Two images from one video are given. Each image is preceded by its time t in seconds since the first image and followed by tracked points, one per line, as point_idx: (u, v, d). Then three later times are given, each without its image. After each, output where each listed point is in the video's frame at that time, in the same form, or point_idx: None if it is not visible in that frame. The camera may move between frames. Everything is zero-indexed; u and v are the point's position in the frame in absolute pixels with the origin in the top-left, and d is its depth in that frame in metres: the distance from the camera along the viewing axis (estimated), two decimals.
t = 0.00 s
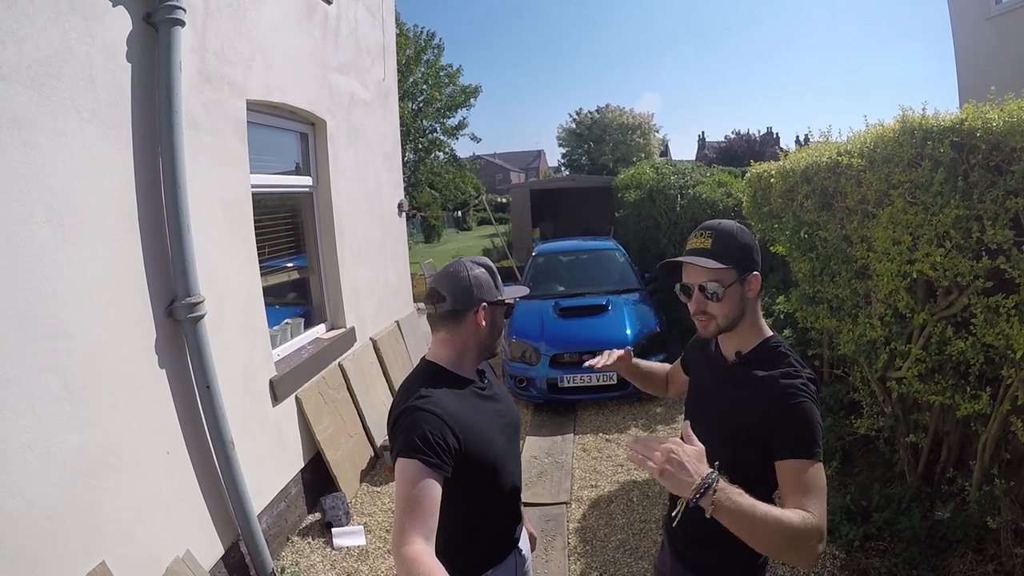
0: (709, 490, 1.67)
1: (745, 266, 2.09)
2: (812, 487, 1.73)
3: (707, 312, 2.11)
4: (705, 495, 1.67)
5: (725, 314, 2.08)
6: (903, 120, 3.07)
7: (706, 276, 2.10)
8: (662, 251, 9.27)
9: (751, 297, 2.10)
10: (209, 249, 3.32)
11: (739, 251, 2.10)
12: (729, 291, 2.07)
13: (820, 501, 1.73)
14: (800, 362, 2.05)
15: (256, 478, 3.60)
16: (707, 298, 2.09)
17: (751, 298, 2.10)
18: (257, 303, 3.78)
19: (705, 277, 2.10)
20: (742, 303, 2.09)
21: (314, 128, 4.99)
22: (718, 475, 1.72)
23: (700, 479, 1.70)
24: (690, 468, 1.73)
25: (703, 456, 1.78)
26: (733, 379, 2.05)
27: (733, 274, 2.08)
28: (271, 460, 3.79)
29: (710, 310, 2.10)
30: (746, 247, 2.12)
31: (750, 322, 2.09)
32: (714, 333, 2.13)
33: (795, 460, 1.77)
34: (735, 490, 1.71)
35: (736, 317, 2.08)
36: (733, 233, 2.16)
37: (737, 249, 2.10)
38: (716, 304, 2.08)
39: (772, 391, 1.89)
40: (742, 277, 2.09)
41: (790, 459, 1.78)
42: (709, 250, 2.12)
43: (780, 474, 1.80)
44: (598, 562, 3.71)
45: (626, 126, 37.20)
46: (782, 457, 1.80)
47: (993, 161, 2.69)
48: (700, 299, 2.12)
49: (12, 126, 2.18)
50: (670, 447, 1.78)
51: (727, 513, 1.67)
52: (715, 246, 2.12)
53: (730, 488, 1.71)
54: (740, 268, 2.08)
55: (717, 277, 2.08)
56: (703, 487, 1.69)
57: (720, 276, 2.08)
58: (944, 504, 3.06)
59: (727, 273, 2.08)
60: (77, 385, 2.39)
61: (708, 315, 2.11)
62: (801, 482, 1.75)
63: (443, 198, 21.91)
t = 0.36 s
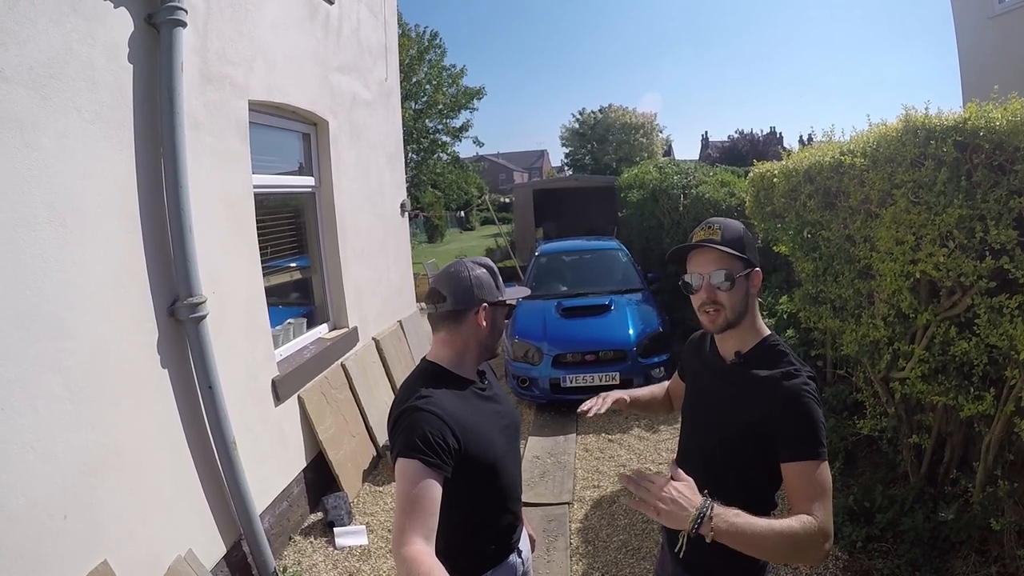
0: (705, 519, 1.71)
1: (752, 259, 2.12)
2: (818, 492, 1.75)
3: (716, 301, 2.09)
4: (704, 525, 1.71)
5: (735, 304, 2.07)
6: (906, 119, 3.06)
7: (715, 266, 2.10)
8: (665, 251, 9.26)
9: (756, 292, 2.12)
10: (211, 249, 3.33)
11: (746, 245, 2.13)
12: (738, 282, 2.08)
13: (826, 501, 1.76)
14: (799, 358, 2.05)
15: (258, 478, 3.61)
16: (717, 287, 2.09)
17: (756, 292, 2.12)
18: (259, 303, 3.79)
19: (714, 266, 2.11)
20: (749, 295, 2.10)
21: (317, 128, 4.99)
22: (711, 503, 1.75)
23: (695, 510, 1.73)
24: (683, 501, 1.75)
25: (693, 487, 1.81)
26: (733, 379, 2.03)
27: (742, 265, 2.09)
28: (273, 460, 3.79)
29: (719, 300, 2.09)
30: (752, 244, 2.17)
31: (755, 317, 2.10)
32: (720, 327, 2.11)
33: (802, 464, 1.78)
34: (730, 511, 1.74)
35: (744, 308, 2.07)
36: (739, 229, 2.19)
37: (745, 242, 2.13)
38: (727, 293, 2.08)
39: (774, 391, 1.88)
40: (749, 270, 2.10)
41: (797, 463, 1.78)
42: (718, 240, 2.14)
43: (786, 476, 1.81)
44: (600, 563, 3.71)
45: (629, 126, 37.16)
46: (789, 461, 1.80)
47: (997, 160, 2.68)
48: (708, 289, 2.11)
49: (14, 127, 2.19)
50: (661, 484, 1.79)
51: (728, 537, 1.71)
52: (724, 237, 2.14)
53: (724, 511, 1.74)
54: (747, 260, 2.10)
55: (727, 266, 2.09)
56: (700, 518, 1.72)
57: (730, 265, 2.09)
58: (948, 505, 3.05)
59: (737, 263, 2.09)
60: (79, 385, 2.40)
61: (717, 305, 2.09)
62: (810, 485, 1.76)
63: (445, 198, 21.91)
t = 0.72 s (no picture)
0: (711, 533, 1.72)
1: (755, 257, 2.10)
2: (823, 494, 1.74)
3: (718, 300, 2.08)
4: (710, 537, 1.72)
5: (736, 303, 2.05)
6: (910, 115, 3.04)
7: (717, 265, 2.09)
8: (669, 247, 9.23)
9: (758, 290, 2.10)
10: (213, 249, 3.33)
11: (747, 243, 2.11)
12: (739, 281, 2.06)
13: (831, 503, 1.76)
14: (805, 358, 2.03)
15: (261, 477, 3.62)
16: (719, 286, 2.07)
17: (759, 291, 2.10)
18: (261, 303, 3.80)
19: (716, 265, 2.09)
20: (751, 294, 2.08)
21: (319, 127, 5.00)
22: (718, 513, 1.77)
23: (700, 525, 1.73)
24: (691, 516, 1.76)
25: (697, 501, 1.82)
26: (738, 379, 2.01)
27: (744, 263, 2.08)
28: (276, 460, 3.80)
29: (720, 299, 2.08)
30: (756, 242, 2.15)
31: (758, 315, 2.09)
32: (721, 326, 2.10)
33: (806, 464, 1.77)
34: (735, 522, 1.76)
35: (746, 308, 2.06)
36: (741, 227, 2.17)
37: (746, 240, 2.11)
38: (728, 293, 2.06)
39: (781, 391, 1.86)
40: (750, 268, 2.08)
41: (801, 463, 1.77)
42: (719, 238, 2.12)
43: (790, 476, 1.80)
44: (604, 561, 3.70)
45: (633, 122, 37.05)
46: (794, 462, 1.79)
47: (1001, 156, 2.65)
48: (710, 288, 2.10)
49: (15, 130, 2.19)
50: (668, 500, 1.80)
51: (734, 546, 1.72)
52: (726, 236, 2.12)
53: (730, 523, 1.75)
54: (749, 259, 2.08)
55: (728, 265, 2.07)
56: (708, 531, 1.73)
57: (731, 264, 2.07)
58: (952, 503, 3.03)
59: (738, 262, 2.07)
60: (81, 387, 2.41)
61: (718, 304, 2.08)
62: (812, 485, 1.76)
63: (449, 196, 21.91)
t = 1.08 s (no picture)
0: None
1: (763, 272, 2.08)
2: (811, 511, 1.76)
3: (719, 314, 2.08)
4: None
5: (737, 318, 2.05)
6: (921, 133, 3.02)
7: (720, 278, 2.09)
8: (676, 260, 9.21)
9: (764, 306, 2.08)
10: (221, 247, 3.35)
11: (756, 257, 2.09)
12: (742, 296, 2.05)
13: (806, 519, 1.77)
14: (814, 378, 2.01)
15: (260, 476, 3.61)
16: (720, 301, 2.08)
17: (765, 307, 2.08)
18: (267, 302, 3.81)
19: (720, 279, 2.09)
20: (755, 309, 2.06)
21: (330, 130, 5.03)
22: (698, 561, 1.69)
23: None
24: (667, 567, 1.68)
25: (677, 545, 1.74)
26: (743, 394, 2.00)
27: (750, 277, 2.06)
28: (276, 459, 3.80)
29: (722, 313, 2.08)
30: (767, 257, 2.12)
31: (763, 332, 2.06)
32: (723, 340, 2.10)
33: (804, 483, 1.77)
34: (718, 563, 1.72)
35: (748, 324, 2.04)
36: (751, 239, 2.16)
37: (755, 254, 2.09)
38: (729, 307, 2.06)
39: (784, 409, 1.85)
40: (757, 283, 2.07)
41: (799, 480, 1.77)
42: (726, 252, 2.12)
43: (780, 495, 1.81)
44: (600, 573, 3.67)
45: (645, 134, 37.08)
46: (789, 481, 1.79)
47: (1012, 175, 2.63)
48: (712, 302, 2.10)
49: (29, 121, 2.22)
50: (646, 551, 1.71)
51: None
52: (733, 248, 2.12)
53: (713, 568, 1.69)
54: (755, 274, 2.06)
55: (732, 279, 2.07)
56: None
57: (735, 278, 2.06)
58: (954, 525, 3.00)
59: (743, 276, 2.06)
60: (84, 378, 2.42)
61: (719, 318, 2.09)
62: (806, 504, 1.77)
63: (459, 202, 21.98)
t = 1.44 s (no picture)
0: None
1: (758, 288, 2.06)
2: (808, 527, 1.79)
3: (708, 325, 2.18)
4: None
5: (723, 332, 2.11)
6: (934, 151, 3.01)
7: (713, 291, 2.17)
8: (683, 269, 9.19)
9: (759, 323, 2.07)
10: (230, 238, 3.37)
11: (753, 273, 2.09)
12: (730, 310, 2.10)
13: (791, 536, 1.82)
14: (815, 396, 2.01)
15: (259, 467, 3.63)
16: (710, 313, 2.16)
17: (760, 324, 2.06)
18: (274, 295, 3.82)
19: (713, 292, 2.16)
20: (748, 325, 2.07)
21: (343, 125, 5.05)
22: None
23: None
24: None
25: None
26: (745, 410, 2.01)
27: (741, 293, 2.08)
28: (276, 451, 3.81)
29: (712, 325, 2.17)
30: (770, 273, 2.09)
31: (755, 349, 2.06)
32: (715, 351, 2.18)
33: (803, 500, 1.79)
34: None
35: (733, 339, 2.08)
36: (758, 253, 2.15)
37: (753, 269, 2.09)
38: (718, 320, 2.14)
39: (784, 427, 1.86)
40: (754, 299, 2.07)
41: (799, 498, 1.79)
42: (725, 266, 2.15)
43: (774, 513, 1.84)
44: None
45: (657, 142, 37.04)
46: (785, 500, 1.81)
47: None
48: (705, 313, 2.21)
49: (44, 105, 2.24)
50: None
51: None
52: (731, 262, 2.15)
53: None
54: (750, 290, 2.07)
55: (721, 293, 2.13)
56: None
57: (722, 292, 2.12)
58: (952, 546, 2.98)
59: (733, 292, 2.10)
60: (88, 361, 2.44)
61: (709, 329, 2.18)
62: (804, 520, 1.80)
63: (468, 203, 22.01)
